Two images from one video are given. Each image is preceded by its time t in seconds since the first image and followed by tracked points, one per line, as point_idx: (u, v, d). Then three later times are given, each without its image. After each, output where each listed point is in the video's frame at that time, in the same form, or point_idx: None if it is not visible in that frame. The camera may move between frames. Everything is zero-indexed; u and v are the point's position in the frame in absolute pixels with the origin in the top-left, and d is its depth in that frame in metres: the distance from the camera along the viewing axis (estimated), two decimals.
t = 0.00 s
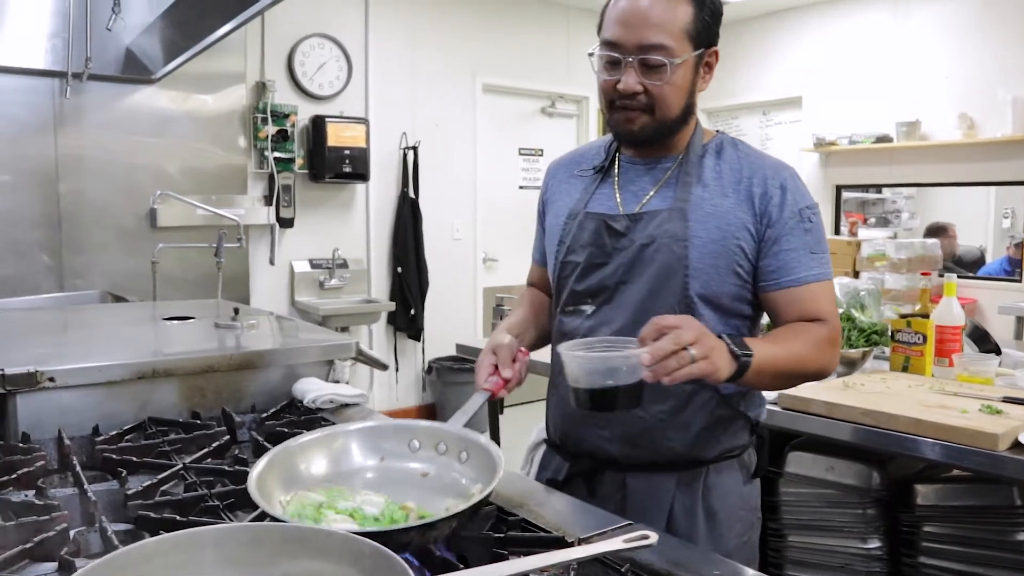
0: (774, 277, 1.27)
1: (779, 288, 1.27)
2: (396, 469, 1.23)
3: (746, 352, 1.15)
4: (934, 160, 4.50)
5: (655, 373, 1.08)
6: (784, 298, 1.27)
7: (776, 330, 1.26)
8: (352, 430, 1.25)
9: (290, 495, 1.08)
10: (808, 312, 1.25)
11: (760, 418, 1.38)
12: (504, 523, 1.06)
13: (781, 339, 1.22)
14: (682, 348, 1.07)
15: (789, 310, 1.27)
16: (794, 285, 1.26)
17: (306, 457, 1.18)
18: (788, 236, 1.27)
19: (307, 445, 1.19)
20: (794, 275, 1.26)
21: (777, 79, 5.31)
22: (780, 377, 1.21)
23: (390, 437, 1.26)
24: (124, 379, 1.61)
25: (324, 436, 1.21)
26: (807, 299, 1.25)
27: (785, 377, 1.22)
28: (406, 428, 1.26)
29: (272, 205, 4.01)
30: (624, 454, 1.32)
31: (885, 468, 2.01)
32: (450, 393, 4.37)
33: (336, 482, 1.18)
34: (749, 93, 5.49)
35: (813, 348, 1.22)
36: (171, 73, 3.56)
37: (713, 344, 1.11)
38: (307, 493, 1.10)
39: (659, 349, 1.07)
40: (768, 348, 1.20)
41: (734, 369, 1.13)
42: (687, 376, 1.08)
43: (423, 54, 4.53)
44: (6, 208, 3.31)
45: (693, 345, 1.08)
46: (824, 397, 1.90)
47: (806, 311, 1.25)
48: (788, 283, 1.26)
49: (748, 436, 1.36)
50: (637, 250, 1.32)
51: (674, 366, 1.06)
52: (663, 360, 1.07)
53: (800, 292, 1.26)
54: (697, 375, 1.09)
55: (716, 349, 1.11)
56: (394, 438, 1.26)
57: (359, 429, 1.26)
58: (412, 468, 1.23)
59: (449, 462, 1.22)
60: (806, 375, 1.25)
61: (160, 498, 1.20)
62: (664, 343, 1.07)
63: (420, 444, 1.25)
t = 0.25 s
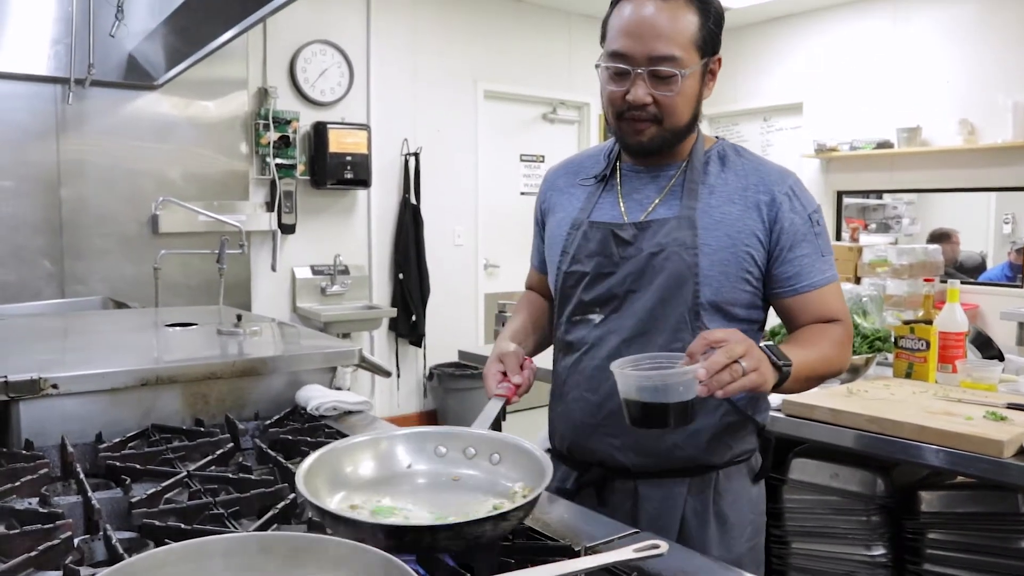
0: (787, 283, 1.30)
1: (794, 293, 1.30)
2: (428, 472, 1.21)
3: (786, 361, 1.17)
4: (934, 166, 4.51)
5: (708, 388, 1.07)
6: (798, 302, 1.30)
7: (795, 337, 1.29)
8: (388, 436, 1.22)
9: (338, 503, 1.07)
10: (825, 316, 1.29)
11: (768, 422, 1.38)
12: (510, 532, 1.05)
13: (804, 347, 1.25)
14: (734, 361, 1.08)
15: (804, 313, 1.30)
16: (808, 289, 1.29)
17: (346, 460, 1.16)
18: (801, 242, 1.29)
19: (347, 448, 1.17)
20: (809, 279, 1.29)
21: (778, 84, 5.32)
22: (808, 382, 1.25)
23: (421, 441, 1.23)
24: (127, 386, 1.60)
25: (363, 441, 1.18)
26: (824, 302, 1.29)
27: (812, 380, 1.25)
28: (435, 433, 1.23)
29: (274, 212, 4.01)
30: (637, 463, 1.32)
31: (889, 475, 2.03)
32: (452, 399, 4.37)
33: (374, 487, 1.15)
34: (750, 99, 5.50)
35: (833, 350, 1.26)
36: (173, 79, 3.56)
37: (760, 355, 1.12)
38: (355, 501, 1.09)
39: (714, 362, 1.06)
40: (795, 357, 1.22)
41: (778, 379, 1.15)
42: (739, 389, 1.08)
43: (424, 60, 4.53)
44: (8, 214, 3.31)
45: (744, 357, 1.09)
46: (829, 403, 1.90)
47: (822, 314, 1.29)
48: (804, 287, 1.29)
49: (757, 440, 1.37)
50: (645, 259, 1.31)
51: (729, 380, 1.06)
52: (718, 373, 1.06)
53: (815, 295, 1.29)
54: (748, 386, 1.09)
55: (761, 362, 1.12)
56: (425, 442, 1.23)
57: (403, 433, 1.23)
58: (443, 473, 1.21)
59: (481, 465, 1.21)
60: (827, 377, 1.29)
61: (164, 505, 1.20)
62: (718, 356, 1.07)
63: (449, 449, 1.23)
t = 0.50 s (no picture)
0: (787, 286, 1.30)
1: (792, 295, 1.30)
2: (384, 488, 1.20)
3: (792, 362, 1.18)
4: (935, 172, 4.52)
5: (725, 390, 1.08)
6: (797, 305, 1.31)
7: (794, 339, 1.30)
8: (341, 444, 1.23)
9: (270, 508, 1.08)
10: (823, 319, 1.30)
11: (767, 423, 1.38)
12: (515, 535, 1.05)
13: (804, 350, 1.26)
14: (749, 363, 1.09)
15: (802, 315, 1.31)
16: (807, 291, 1.30)
17: (294, 467, 1.17)
18: (800, 244, 1.30)
19: (297, 454, 1.18)
20: (808, 281, 1.29)
21: (778, 92, 5.34)
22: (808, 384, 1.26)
23: (381, 455, 1.23)
24: (129, 391, 1.60)
25: (313, 448, 1.20)
26: (821, 305, 1.30)
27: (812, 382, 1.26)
28: (398, 447, 1.23)
29: (275, 218, 4.01)
30: (639, 465, 1.31)
31: (893, 481, 2.00)
32: (452, 406, 4.36)
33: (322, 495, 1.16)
34: (751, 106, 5.51)
35: (832, 351, 1.28)
36: (176, 86, 3.57)
37: (774, 358, 1.13)
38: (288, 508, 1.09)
39: (730, 364, 1.07)
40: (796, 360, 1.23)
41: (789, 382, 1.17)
42: (754, 391, 1.09)
43: (425, 67, 4.55)
44: (10, 221, 3.31)
45: (758, 359, 1.10)
46: (832, 409, 1.89)
47: (820, 316, 1.30)
48: (803, 289, 1.30)
49: (755, 442, 1.37)
50: (649, 263, 1.31)
51: (744, 382, 1.08)
52: (734, 376, 1.07)
53: (813, 297, 1.30)
54: (762, 389, 1.10)
55: (774, 364, 1.14)
56: (385, 455, 1.23)
57: (353, 443, 1.24)
58: (400, 488, 1.19)
59: (438, 484, 1.18)
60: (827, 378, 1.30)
61: (167, 510, 1.20)
62: (734, 358, 1.08)
63: (410, 464, 1.22)
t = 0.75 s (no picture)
0: (779, 282, 1.31)
1: (783, 292, 1.31)
2: (425, 462, 1.21)
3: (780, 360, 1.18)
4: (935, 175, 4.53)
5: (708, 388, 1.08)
6: (788, 301, 1.31)
7: (786, 337, 1.31)
8: (381, 423, 1.23)
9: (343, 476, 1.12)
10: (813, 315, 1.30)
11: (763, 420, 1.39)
12: (519, 534, 1.06)
13: (796, 348, 1.26)
14: (733, 361, 1.09)
15: (793, 313, 1.31)
16: (798, 287, 1.30)
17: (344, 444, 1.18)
18: (791, 241, 1.31)
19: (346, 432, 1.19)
20: (799, 278, 1.30)
21: (779, 94, 5.34)
22: (801, 381, 1.26)
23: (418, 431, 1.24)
24: (133, 391, 1.61)
25: (358, 426, 1.20)
26: (812, 301, 1.30)
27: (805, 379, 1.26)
28: (433, 425, 1.24)
29: (276, 220, 4.01)
30: (641, 462, 1.32)
31: (894, 482, 2.00)
32: (453, 408, 4.36)
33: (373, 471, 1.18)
34: (752, 108, 5.52)
35: (824, 347, 1.28)
36: (177, 89, 3.58)
37: (759, 355, 1.13)
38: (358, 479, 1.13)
39: (714, 362, 1.08)
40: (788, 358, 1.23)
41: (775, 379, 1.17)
42: (738, 389, 1.09)
43: (427, 70, 4.56)
44: (12, 223, 3.32)
45: (743, 357, 1.11)
46: (833, 409, 1.90)
47: (810, 312, 1.30)
48: (794, 286, 1.30)
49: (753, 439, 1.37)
50: (643, 261, 1.31)
51: (728, 380, 1.08)
52: (718, 373, 1.08)
53: (804, 294, 1.30)
54: (747, 386, 1.11)
55: (761, 359, 1.14)
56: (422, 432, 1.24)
57: (420, 423, 1.24)
58: (464, 468, 1.20)
59: (479, 459, 1.21)
60: (820, 374, 1.30)
61: (172, 509, 1.20)
62: (717, 356, 1.08)
63: (446, 441, 1.23)
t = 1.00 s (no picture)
0: (769, 280, 1.30)
1: (773, 290, 1.30)
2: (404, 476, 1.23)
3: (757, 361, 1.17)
4: (935, 174, 4.54)
5: (676, 388, 1.08)
6: (779, 300, 1.29)
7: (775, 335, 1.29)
8: (363, 435, 1.26)
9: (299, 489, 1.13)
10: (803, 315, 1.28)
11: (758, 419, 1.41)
12: (521, 533, 1.06)
13: (782, 347, 1.25)
14: (701, 360, 1.09)
15: (783, 311, 1.30)
16: (787, 287, 1.28)
17: (318, 456, 1.22)
18: (781, 239, 1.30)
19: (321, 443, 1.22)
20: (789, 276, 1.28)
21: (779, 94, 5.35)
22: (787, 381, 1.24)
23: (401, 445, 1.26)
24: (137, 392, 1.62)
25: (337, 436, 1.24)
26: (802, 301, 1.28)
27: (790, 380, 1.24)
28: (416, 439, 1.25)
29: (278, 220, 4.02)
30: (632, 458, 1.33)
31: (894, 481, 2.01)
32: (455, 408, 4.35)
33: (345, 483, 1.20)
34: (752, 108, 5.52)
35: (813, 347, 1.26)
36: (179, 89, 3.59)
37: (729, 354, 1.13)
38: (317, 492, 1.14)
39: (680, 361, 1.07)
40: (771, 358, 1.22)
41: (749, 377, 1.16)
42: (707, 387, 1.09)
43: (428, 70, 4.57)
44: (14, 224, 3.33)
45: (711, 356, 1.10)
46: (833, 409, 1.90)
47: (801, 312, 1.28)
48: (783, 285, 1.29)
49: (748, 437, 1.38)
50: (637, 261, 1.32)
51: (697, 379, 1.08)
52: (685, 373, 1.07)
53: (794, 293, 1.28)
54: (715, 385, 1.11)
55: (730, 357, 1.13)
56: (403, 446, 1.26)
57: (376, 435, 1.27)
58: (419, 478, 1.22)
59: (455, 474, 1.20)
60: (810, 374, 1.28)
61: (177, 509, 1.21)
62: (684, 355, 1.08)
63: (427, 455, 1.24)
